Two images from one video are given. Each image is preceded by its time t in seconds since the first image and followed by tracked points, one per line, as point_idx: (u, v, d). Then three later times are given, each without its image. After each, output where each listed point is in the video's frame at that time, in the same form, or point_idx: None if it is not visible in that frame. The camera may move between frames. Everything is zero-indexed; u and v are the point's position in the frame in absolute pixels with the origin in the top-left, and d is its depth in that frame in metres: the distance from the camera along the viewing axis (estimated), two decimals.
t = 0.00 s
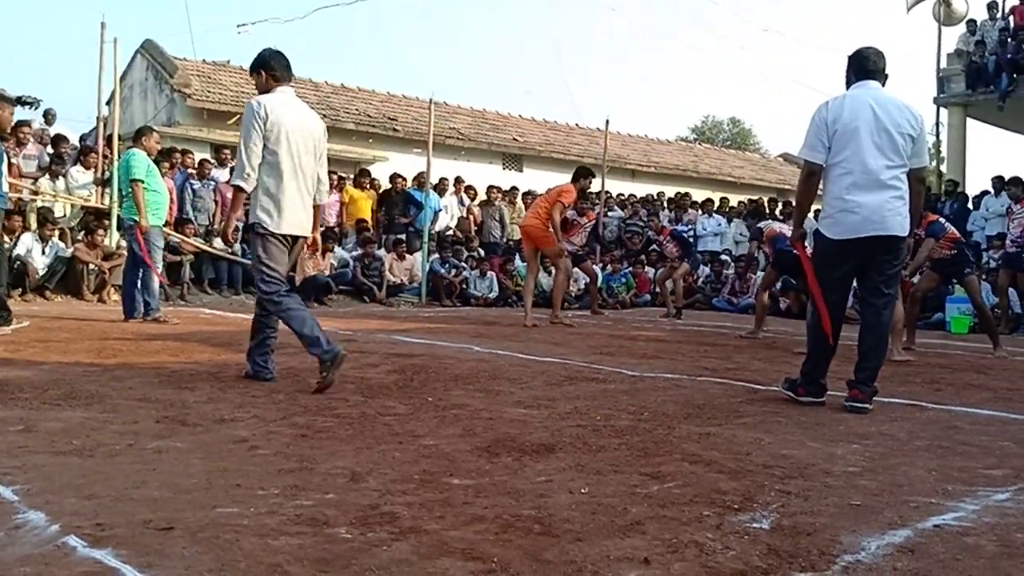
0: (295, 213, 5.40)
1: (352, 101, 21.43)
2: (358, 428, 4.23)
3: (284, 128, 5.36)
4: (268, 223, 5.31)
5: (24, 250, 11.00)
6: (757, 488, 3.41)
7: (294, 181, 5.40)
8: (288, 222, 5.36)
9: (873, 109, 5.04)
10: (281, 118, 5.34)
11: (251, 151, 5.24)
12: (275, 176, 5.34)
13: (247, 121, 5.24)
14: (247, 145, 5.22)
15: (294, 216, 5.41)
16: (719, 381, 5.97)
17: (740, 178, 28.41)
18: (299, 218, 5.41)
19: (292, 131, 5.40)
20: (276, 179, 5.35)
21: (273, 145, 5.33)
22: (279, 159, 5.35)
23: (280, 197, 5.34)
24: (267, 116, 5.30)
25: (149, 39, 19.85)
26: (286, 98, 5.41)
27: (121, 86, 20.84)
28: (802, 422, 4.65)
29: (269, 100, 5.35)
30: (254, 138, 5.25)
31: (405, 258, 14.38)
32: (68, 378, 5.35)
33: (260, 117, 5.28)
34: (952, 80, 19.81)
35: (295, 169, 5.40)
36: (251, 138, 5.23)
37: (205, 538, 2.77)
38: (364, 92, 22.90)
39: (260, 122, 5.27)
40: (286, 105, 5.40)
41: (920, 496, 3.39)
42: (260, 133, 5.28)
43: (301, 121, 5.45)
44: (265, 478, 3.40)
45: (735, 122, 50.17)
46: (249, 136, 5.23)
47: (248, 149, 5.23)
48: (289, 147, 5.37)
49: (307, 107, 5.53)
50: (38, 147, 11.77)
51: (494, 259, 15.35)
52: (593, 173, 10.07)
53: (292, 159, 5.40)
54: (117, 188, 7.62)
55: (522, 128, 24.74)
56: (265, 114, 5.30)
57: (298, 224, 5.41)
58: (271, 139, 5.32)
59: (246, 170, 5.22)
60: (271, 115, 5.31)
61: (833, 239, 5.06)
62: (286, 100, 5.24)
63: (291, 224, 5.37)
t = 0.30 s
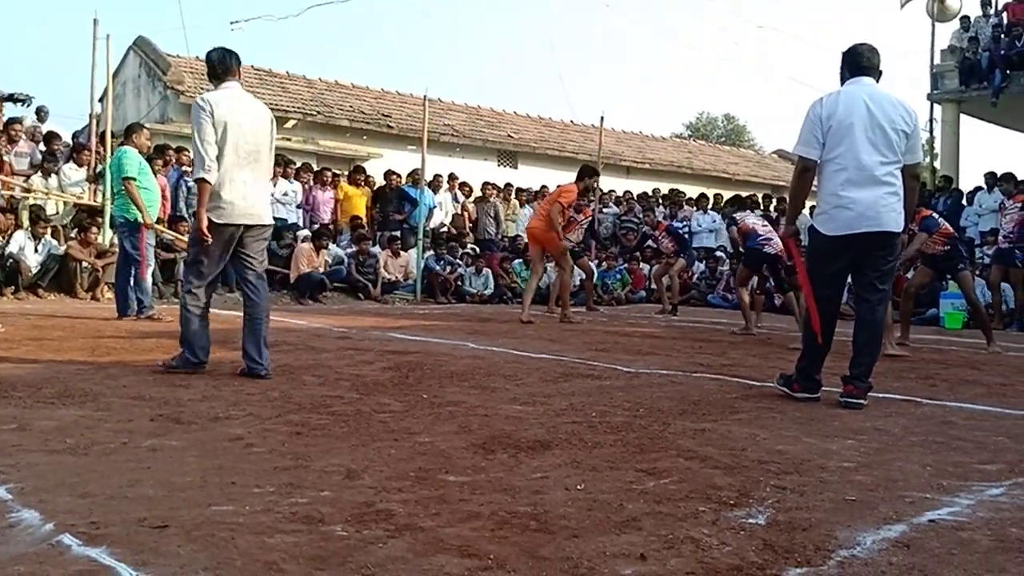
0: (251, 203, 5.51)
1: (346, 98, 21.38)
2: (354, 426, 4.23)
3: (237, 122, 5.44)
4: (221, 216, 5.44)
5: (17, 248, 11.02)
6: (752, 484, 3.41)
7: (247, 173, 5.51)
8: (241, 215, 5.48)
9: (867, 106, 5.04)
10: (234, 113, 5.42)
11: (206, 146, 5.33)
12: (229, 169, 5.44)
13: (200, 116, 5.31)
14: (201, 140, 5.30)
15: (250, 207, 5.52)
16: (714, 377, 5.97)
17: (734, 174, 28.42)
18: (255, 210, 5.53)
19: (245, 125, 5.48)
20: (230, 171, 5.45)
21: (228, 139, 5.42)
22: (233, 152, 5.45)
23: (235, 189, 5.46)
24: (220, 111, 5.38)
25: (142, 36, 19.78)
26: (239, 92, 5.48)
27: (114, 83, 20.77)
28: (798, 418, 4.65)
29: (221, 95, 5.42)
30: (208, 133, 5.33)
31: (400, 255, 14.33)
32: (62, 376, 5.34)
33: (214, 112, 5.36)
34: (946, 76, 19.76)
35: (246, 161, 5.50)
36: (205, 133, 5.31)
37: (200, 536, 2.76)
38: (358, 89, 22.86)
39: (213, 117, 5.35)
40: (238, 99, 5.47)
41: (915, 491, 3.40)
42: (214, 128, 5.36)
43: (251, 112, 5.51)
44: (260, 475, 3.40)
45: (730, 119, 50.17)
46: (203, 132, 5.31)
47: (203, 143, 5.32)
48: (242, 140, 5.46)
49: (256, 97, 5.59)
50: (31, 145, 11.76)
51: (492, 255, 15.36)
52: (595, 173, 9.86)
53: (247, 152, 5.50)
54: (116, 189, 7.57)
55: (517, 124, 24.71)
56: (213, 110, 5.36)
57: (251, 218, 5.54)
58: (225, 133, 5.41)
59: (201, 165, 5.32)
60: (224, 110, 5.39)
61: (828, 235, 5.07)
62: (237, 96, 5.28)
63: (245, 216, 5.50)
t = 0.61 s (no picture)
0: (184, 203, 5.64)
1: (340, 96, 21.34)
2: (348, 424, 4.22)
3: (170, 124, 5.59)
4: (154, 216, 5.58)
5: (8, 247, 10.97)
6: (746, 481, 3.41)
7: (181, 175, 5.65)
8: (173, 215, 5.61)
9: (860, 104, 5.04)
10: (167, 115, 5.58)
11: (137, 148, 5.47)
12: (161, 171, 5.58)
13: (132, 118, 5.46)
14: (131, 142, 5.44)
15: (183, 209, 5.65)
16: (708, 374, 5.97)
17: (728, 172, 28.44)
18: (188, 211, 5.66)
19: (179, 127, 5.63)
20: (161, 173, 5.59)
21: (161, 141, 5.57)
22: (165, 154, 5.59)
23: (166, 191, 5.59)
24: (153, 114, 5.54)
25: (135, 34, 19.72)
26: (174, 96, 5.65)
27: (107, 81, 20.70)
28: (792, 415, 4.66)
29: (155, 98, 5.58)
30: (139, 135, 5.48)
31: (394, 253, 14.35)
32: (55, 375, 5.32)
33: (146, 114, 5.51)
34: (939, 74, 19.75)
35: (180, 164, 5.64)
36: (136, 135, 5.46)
37: (194, 536, 2.75)
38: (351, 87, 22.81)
39: (145, 119, 5.50)
40: (173, 102, 5.64)
41: (909, 488, 3.40)
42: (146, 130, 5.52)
43: (186, 115, 5.67)
44: (254, 474, 3.39)
45: (723, 117, 50.22)
46: (133, 133, 5.45)
47: (133, 145, 5.46)
48: (174, 143, 5.61)
49: (193, 101, 5.74)
50: (23, 143, 11.72)
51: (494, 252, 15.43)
52: (604, 176, 10.42)
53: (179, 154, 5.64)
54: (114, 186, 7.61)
55: (511, 122, 24.70)
56: (147, 114, 5.52)
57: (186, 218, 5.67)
58: (157, 135, 5.56)
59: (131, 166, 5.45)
60: (157, 112, 5.55)
61: (822, 233, 5.07)
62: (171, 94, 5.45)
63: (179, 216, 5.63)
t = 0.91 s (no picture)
0: (132, 198, 5.77)
1: (333, 96, 21.30)
2: (342, 425, 4.20)
3: (118, 121, 5.75)
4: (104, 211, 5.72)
5: None
6: (741, 480, 3.41)
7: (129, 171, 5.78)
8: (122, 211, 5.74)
9: (853, 104, 5.04)
10: (114, 113, 5.74)
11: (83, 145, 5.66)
12: (109, 166, 5.73)
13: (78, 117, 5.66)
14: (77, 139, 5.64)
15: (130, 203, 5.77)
16: (702, 373, 5.97)
17: (721, 172, 28.45)
18: (137, 205, 5.78)
19: (127, 125, 5.78)
20: (109, 169, 5.74)
21: (108, 138, 5.73)
22: (111, 151, 5.74)
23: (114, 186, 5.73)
24: (100, 112, 5.72)
25: (127, 33, 19.65)
26: (125, 94, 5.81)
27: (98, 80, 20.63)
28: (786, 414, 4.66)
29: (105, 97, 5.76)
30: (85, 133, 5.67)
31: (387, 253, 14.29)
32: (46, 376, 5.29)
33: (93, 113, 5.70)
34: (932, 74, 19.82)
35: (127, 160, 5.78)
36: (81, 133, 5.65)
37: (188, 537, 2.73)
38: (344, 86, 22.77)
39: (91, 117, 5.68)
40: (123, 101, 5.80)
41: (903, 487, 3.40)
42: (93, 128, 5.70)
43: (135, 113, 5.81)
44: (247, 475, 3.38)
45: (717, 116, 50.26)
46: (78, 131, 5.65)
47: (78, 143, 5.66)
48: (121, 139, 5.76)
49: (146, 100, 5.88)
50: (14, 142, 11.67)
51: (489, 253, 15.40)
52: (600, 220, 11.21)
53: (126, 150, 5.78)
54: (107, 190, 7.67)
55: (504, 122, 24.68)
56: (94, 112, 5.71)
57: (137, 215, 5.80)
58: (104, 132, 5.73)
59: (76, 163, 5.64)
60: (105, 110, 5.72)
61: (815, 232, 5.07)
62: (112, 90, 5.59)
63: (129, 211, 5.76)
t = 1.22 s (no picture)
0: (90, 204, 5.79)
1: (325, 97, 21.28)
2: (335, 426, 4.20)
3: (78, 126, 5.76)
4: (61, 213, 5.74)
5: None
6: (734, 481, 3.41)
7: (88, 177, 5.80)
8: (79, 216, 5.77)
9: (845, 106, 5.05)
10: (75, 119, 5.75)
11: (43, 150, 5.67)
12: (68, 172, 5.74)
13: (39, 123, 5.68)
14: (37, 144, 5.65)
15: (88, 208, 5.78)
16: (694, 374, 5.99)
17: (713, 174, 28.50)
18: (95, 212, 5.81)
19: (89, 130, 5.79)
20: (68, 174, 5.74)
21: (69, 143, 5.75)
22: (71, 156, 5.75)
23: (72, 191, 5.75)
24: (63, 118, 5.73)
25: (118, 34, 19.61)
26: (86, 100, 5.82)
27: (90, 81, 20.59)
28: (778, 415, 4.67)
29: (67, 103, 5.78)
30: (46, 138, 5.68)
31: (380, 254, 14.31)
32: (37, 377, 5.27)
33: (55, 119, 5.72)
34: (922, 76, 19.82)
35: (86, 165, 5.79)
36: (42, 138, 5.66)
37: (180, 538, 2.73)
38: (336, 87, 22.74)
39: (52, 123, 5.70)
40: (85, 106, 5.81)
41: (894, 487, 3.41)
42: (54, 133, 5.71)
43: (96, 119, 5.82)
44: (240, 477, 3.37)
45: (709, 118, 50.35)
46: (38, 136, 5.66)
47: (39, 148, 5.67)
48: (81, 144, 5.77)
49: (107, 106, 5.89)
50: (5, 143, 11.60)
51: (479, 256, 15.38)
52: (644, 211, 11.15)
53: (87, 156, 5.80)
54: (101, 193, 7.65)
55: (497, 123, 24.67)
56: (55, 117, 5.72)
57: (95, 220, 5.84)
58: (64, 137, 5.73)
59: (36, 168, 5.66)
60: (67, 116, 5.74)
61: (808, 233, 5.08)
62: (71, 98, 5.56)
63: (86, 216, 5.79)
